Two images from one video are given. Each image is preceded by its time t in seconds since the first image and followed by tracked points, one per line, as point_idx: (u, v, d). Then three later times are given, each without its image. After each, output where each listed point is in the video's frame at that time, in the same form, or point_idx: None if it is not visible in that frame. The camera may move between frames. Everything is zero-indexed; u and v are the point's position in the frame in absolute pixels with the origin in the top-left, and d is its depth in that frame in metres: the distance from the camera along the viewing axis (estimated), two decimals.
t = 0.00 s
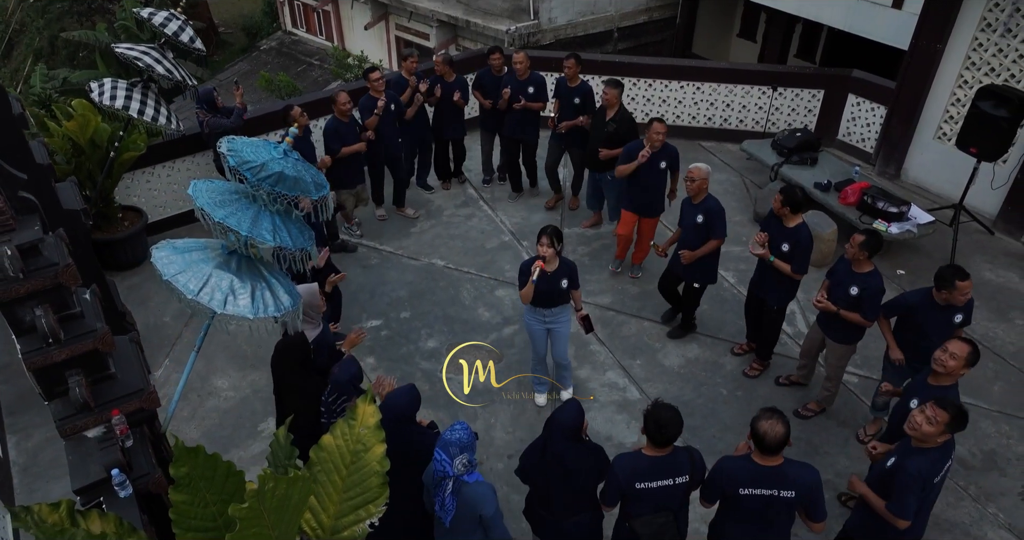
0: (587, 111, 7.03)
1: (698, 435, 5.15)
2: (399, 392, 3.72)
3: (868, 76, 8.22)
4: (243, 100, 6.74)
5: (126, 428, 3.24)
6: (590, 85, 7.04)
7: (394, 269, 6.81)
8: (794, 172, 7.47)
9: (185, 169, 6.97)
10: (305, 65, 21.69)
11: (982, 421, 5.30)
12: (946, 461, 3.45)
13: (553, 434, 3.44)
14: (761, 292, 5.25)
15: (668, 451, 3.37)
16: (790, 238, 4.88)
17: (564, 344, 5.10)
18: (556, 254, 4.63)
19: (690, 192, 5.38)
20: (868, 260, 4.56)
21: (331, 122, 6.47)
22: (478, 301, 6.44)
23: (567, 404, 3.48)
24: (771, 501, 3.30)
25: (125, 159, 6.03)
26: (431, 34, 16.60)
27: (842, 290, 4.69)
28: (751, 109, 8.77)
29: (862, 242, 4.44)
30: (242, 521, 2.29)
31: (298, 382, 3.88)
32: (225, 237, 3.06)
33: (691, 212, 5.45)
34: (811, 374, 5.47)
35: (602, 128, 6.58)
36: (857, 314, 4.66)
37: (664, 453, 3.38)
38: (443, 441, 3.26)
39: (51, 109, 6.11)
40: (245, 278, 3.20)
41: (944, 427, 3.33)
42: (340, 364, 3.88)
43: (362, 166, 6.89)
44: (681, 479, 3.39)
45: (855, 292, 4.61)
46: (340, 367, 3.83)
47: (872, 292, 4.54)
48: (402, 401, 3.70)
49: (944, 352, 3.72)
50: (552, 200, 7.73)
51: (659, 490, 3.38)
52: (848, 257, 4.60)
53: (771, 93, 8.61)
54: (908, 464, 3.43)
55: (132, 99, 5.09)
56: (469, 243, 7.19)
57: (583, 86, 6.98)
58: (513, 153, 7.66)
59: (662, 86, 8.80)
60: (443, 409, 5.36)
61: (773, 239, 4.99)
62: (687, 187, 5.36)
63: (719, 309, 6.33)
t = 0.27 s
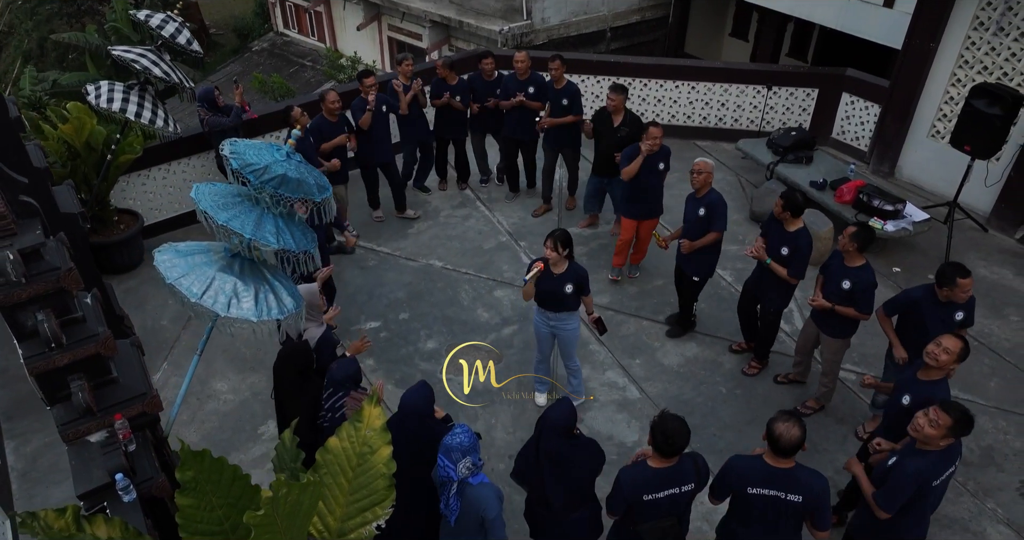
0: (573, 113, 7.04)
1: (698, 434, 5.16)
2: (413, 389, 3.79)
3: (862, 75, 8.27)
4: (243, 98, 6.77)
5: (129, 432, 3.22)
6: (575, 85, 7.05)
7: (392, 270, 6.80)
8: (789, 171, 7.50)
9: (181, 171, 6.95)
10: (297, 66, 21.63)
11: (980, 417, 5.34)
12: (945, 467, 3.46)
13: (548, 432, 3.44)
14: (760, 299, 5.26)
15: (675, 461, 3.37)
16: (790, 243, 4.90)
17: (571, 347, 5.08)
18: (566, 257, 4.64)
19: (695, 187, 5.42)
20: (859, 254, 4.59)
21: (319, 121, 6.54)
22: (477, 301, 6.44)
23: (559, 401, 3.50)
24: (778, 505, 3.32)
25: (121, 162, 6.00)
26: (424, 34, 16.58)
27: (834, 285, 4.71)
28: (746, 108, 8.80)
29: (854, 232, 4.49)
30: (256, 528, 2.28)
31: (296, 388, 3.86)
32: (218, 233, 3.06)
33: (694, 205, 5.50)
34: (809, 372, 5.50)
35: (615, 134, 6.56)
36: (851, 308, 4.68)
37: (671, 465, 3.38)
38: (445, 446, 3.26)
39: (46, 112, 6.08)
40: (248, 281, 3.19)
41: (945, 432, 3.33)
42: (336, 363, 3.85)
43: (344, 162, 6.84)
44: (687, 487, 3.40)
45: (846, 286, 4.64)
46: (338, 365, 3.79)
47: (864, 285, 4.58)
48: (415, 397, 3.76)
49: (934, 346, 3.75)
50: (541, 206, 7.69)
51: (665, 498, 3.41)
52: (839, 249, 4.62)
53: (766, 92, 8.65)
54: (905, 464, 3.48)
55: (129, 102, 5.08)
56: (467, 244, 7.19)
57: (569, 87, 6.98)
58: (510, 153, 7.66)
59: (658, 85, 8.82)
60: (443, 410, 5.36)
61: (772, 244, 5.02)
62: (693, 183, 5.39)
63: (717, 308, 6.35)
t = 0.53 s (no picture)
0: (566, 111, 7.03)
1: (698, 432, 5.18)
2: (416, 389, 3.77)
3: (856, 74, 8.32)
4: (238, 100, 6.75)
5: (132, 436, 3.20)
6: (563, 85, 7.06)
7: (390, 271, 6.79)
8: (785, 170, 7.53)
9: (177, 174, 6.92)
10: (289, 66, 21.57)
11: (977, 412, 5.39)
12: (942, 471, 3.48)
13: (553, 434, 3.46)
14: (755, 291, 5.30)
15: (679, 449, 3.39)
16: (790, 234, 4.91)
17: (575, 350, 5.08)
18: (574, 258, 4.65)
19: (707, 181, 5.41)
20: (854, 244, 4.60)
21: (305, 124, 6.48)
22: (475, 302, 6.44)
23: (565, 402, 3.51)
24: (788, 498, 3.35)
25: (118, 165, 5.98)
26: (416, 34, 16.55)
27: (828, 275, 4.71)
28: (741, 108, 8.83)
29: (849, 223, 4.50)
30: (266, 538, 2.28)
31: (301, 389, 3.84)
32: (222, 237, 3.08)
33: (702, 201, 5.53)
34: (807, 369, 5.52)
35: (617, 133, 6.61)
36: (845, 298, 4.70)
37: (673, 453, 3.41)
38: (450, 446, 3.25)
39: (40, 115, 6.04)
40: (252, 283, 3.18)
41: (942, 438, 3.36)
42: (342, 364, 3.85)
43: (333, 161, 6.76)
44: (693, 474, 3.44)
45: (841, 276, 4.65)
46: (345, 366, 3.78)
47: (860, 275, 4.59)
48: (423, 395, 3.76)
49: (945, 348, 3.75)
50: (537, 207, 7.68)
51: (672, 486, 3.43)
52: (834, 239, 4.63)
53: (761, 91, 8.68)
54: (900, 466, 3.53)
55: (126, 105, 5.05)
56: (465, 244, 7.19)
57: (558, 88, 6.99)
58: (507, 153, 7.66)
59: (653, 85, 8.84)
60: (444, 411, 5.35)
61: (772, 234, 5.03)
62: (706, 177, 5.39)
63: (715, 307, 6.38)
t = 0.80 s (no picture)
0: (566, 110, 7.10)
1: (698, 430, 5.20)
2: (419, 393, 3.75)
3: (849, 72, 8.37)
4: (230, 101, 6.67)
5: (136, 442, 3.18)
6: (559, 87, 7.12)
7: (387, 273, 6.78)
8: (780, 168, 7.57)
9: (172, 177, 6.89)
10: (279, 68, 21.49)
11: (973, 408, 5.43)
12: (938, 479, 3.50)
13: (568, 438, 3.42)
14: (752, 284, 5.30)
15: (681, 441, 3.42)
16: (788, 226, 4.96)
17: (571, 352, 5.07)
18: (570, 261, 4.64)
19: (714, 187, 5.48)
20: (849, 237, 4.62)
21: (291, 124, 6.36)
22: (473, 303, 6.43)
23: (575, 407, 3.46)
24: (787, 496, 3.37)
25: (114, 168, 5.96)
26: (408, 35, 16.52)
27: (822, 267, 4.73)
28: (735, 107, 8.87)
29: (845, 215, 4.54)
30: None
31: (307, 391, 3.81)
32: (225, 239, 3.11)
33: (709, 205, 5.59)
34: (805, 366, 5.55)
35: (608, 134, 6.63)
36: (838, 290, 4.71)
37: (675, 443, 3.45)
38: (456, 446, 3.22)
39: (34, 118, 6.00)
40: (256, 287, 3.17)
41: (936, 445, 3.38)
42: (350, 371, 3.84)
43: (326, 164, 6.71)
44: (695, 467, 3.43)
45: (834, 268, 4.66)
46: (351, 374, 3.78)
47: (853, 269, 4.61)
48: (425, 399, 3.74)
49: (959, 362, 3.78)
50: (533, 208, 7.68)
51: (673, 479, 3.43)
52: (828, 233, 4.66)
53: (754, 90, 8.72)
54: (899, 473, 3.55)
55: (122, 107, 5.02)
56: (461, 245, 7.19)
57: (554, 89, 7.05)
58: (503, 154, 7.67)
59: (647, 84, 8.86)
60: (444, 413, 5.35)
61: (769, 230, 5.06)
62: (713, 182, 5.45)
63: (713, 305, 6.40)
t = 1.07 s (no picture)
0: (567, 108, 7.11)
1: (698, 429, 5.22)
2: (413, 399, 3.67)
3: (842, 71, 8.41)
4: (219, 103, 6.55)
5: (139, 447, 3.17)
6: (561, 83, 7.15)
7: (385, 274, 6.77)
8: (775, 167, 7.59)
9: (167, 180, 6.85)
10: (270, 69, 21.42)
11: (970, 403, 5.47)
12: (941, 474, 3.52)
13: (575, 439, 3.42)
14: (759, 282, 5.35)
15: (689, 447, 3.44)
16: (790, 226, 4.96)
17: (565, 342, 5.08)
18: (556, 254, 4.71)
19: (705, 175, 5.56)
20: (847, 234, 4.64)
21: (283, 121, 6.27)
22: (472, 304, 6.43)
23: (575, 407, 3.48)
24: (792, 490, 3.38)
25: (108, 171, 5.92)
26: (399, 35, 16.50)
27: (818, 264, 4.76)
28: (729, 106, 8.90)
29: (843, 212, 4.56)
30: None
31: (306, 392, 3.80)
32: (226, 240, 3.13)
33: (705, 191, 5.65)
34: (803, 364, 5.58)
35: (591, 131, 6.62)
36: (832, 286, 4.74)
37: (687, 451, 3.46)
38: (463, 442, 3.22)
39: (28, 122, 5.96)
40: (259, 290, 3.16)
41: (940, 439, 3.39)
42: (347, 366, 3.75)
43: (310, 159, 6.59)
44: (702, 473, 3.46)
45: (829, 264, 4.68)
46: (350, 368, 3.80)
47: (848, 265, 4.62)
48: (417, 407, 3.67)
49: (969, 366, 3.79)
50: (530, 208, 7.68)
51: (681, 485, 3.47)
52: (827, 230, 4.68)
53: (748, 89, 8.75)
54: (901, 470, 3.57)
55: (119, 110, 5.00)
56: (458, 246, 7.19)
57: (559, 85, 7.08)
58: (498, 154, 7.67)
59: (641, 84, 8.88)
60: (445, 414, 5.34)
61: (772, 227, 5.08)
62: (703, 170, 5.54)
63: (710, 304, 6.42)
